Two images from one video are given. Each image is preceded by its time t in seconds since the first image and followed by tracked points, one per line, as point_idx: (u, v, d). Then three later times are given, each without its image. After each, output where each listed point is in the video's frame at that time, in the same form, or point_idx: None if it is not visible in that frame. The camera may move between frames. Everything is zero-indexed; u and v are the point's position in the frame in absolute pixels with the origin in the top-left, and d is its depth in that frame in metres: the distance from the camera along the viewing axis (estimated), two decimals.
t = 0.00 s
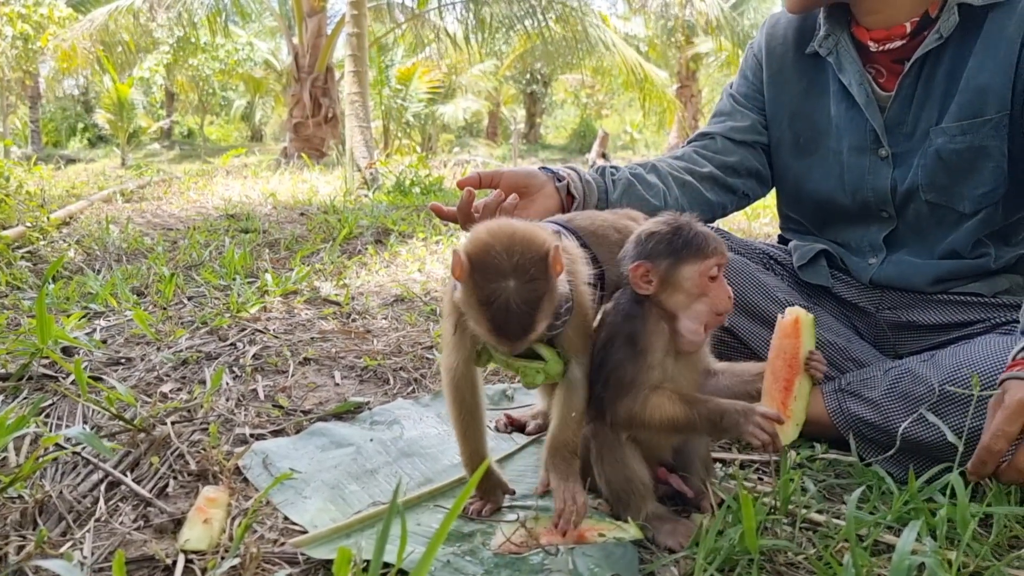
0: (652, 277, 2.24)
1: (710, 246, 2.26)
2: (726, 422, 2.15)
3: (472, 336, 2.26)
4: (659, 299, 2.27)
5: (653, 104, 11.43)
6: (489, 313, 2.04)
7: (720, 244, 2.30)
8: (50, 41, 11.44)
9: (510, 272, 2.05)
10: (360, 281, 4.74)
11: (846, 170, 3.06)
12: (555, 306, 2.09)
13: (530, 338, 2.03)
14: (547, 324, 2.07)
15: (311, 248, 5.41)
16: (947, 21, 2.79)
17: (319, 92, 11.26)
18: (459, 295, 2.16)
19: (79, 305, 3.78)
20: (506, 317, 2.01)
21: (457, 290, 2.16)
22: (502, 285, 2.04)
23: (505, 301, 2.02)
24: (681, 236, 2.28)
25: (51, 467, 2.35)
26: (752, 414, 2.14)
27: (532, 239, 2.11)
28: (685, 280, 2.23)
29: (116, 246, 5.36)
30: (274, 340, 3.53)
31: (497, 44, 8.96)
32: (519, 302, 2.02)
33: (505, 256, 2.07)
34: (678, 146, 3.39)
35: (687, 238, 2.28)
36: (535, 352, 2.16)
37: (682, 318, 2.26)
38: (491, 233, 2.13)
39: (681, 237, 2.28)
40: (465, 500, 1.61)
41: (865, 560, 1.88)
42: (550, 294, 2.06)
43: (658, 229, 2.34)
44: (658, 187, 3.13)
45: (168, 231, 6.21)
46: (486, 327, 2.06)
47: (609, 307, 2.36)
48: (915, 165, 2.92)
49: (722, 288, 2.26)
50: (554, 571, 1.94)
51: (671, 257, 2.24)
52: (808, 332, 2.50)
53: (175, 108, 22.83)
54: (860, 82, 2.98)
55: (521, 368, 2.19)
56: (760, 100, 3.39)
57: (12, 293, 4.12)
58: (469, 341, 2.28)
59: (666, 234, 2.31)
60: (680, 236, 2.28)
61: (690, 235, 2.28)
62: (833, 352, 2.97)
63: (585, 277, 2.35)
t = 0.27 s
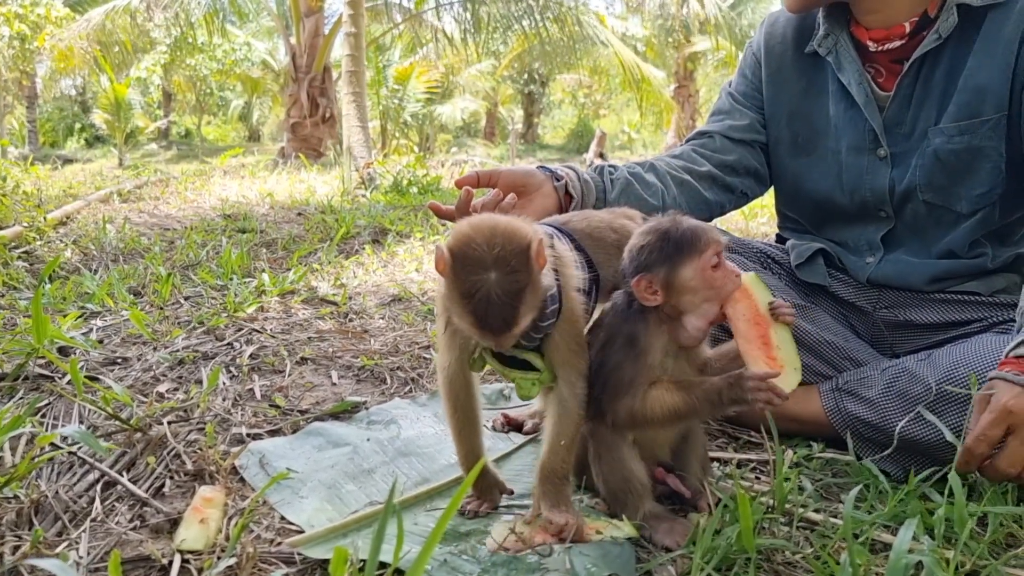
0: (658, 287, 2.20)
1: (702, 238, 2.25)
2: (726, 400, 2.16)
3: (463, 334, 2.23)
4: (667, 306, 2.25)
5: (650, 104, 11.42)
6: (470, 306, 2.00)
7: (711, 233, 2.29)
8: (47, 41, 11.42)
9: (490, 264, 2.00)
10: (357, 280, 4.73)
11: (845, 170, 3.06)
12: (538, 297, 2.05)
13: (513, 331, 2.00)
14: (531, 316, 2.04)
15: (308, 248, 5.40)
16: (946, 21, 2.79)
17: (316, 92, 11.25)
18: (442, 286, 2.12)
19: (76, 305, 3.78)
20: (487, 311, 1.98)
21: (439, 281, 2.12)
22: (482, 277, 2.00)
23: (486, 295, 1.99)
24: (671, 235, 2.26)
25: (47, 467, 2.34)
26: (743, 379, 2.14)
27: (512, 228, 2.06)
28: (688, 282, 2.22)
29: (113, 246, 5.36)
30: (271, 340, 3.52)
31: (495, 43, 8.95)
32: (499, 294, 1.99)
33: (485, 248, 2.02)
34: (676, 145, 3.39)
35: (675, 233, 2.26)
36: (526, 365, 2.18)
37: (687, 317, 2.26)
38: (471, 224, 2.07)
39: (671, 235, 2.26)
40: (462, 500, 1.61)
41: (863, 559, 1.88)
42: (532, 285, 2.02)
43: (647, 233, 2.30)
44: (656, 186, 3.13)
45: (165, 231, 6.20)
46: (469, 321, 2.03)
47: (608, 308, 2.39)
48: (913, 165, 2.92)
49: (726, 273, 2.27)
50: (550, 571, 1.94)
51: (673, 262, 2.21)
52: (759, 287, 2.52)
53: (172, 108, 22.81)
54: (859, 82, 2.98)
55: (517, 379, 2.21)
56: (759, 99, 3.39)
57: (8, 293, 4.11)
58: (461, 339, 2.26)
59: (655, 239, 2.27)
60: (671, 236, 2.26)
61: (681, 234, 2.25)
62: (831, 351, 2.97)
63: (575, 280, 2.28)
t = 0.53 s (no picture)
0: (653, 285, 2.20)
1: (705, 242, 2.26)
2: (722, 394, 2.17)
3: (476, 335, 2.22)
4: (660, 305, 2.25)
5: (649, 104, 11.43)
6: (490, 301, 1.98)
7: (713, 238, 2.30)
8: (46, 42, 11.42)
9: (514, 259, 1.99)
10: (357, 280, 4.73)
11: (843, 171, 3.07)
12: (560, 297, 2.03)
13: (532, 329, 1.97)
14: (552, 316, 2.01)
15: (307, 248, 5.41)
16: (945, 22, 2.80)
17: (315, 92, 11.25)
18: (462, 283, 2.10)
19: (75, 305, 3.78)
20: (507, 305, 1.96)
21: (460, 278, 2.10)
22: (504, 272, 1.98)
23: (508, 289, 1.96)
24: (676, 236, 2.26)
25: (48, 467, 2.35)
26: (740, 376, 2.15)
27: (539, 228, 2.05)
28: (685, 284, 2.21)
29: (112, 246, 5.36)
30: (270, 340, 3.53)
31: (494, 43, 8.96)
32: (521, 290, 1.96)
33: (509, 243, 2.01)
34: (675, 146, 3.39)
35: (679, 236, 2.26)
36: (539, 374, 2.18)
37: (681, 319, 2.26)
38: (497, 220, 2.07)
39: (675, 236, 2.26)
40: (462, 500, 1.62)
41: (862, 559, 1.89)
42: (554, 284, 2.00)
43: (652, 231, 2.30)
44: (655, 187, 3.13)
45: (165, 232, 6.20)
46: (488, 317, 2.00)
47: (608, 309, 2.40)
48: (913, 166, 2.93)
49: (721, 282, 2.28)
50: (550, 570, 1.94)
51: (673, 262, 2.21)
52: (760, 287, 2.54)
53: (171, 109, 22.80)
54: (857, 84, 2.99)
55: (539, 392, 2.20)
56: (757, 100, 3.39)
57: (8, 293, 4.11)
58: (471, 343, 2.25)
59: (659, 238, 2.27)
60: (674, 236, 2.26)
61: (685, 236, 2.25)
62: (830, 352, 2.98)
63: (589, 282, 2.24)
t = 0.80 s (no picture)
0: (654, 284, 2.26)
1: (712, 254, 2.29)
2: (727, 411, 2.18)
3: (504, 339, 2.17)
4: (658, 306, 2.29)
5: (649, 104, 11.45)
6: (525, 290, 1.94)
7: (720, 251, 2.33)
8: (46, 42, 11.43)
9: (552, 250, 1.96)
10: (357, 281, 4.75)
11: (842, 174, 3.09)
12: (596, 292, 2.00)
13: (568, 323, 1.94)
14: (587, 313, 1.97)
15: (308, 248, 5.42)
16: (947, 25, 2.81)
17: (315, 93, 11.26)
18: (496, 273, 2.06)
19: (77, 305, 3.79)
20: (542, 297, 1.92)
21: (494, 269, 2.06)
22: (541, 261, 1.95)
23: (545, 279, 1.93)
24: (686, 239, 2.30)
25: (51, 467, 2.36)
26: (751, 401, 2.17)
27: (578, 219, 2.02)
28: (685, 288, 2.25)
29: (113, 246, 5.37)
30: (272, 341, 3.54)
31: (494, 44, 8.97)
32: (559, 281, 1.93)
33: (548, 233, 1.97)
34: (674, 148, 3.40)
35: (688, 242, 2.30)
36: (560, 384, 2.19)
37: (681, 323, 2.28)
38: (535, 211, 2.03)
39: (684, 241, 2.30)
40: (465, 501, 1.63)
41: (861, 559, 1.90)
42: (592, 278, 1.97)
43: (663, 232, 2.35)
44: (655, 188, 3.15)
45: (165, 232, 6.21)
46: (522, 309, 1.96)
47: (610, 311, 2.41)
48: (912, 168, 2.94)
49: (720, 296, 2.31)
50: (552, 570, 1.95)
51: (676, 264, 2.25)
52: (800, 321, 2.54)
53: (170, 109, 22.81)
54: (856, 87, 3.01)
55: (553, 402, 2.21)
56: (756, 102, 3.41)
57: (9, 293, 4.12)
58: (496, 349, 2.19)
59: (668, 238, 2.31)
60: (683, 240, 2.30)
61: (693, 242, 2.29)
62: (829, 352, 2.99)
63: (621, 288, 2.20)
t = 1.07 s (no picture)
0: (660, 287, 2.25)
1: (719, 259, 2.29)
2: (738, 403, 2.19)
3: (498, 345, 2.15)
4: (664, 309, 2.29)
5: (647, 104, 11.44)
6: (513, 284, 1.92)
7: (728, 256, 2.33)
8: (44, 43, 11.42)
9: (539, 244, 1.94)
10: (355, 281, 4.74)
11: (843, 173, 3.08)
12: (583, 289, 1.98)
13: (556, 318, 1.91)
14: (575, 309, 1.95)
15: (306, 249, 5.41)
16: (951, 26, 2.81)
17: (313, 93, 11.26)
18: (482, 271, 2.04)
19: (75, 307, 3.79)
20: (530, 291, 1.90)
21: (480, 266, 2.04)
22: (529, 255, 1.93)
23: (532, 274, 1.91)
24: (693, 244, 2.29)
25: (48, 469, 2.35)
26: (763, 389, 2.18)
27: (566, 215, 2.01)
28: (693, 293, 2.25)
29: (111, 247, 5.36)
30: (270, 342, 3.53)
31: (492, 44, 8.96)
32: (547, 276, 1.91)
33: (536, 228, 1.96)
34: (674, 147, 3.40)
35: (696, 247, 2.29)
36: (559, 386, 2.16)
37: (687, 326, 2.29)
38: (523, 207, 2.02)
39: (691, 246, 2.29)
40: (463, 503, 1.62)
41: (860, 559, 1.90)
42: (579, 273, 1.96)
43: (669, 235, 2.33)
44: (655, 188, 3.14)
45: (162, 233, 6.20)
46: (509, 306, 1.94)
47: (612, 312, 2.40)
48: (914, 168, 2.94)
49: (725, 301, 2.31)
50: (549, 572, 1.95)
51: (683, 269, 2.25)
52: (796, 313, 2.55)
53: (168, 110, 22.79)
54: (858, 86, 3.00)
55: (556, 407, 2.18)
56: (756, 101, 3.40)
57: (6, 295, 4.11)
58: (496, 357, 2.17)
59: (676, 242, 2.30)
60: (691, 245, 2.29)
61: (701, 247, 2.29)
62: (829, 353, 2.99)
63: (615, 285, 2.20)
